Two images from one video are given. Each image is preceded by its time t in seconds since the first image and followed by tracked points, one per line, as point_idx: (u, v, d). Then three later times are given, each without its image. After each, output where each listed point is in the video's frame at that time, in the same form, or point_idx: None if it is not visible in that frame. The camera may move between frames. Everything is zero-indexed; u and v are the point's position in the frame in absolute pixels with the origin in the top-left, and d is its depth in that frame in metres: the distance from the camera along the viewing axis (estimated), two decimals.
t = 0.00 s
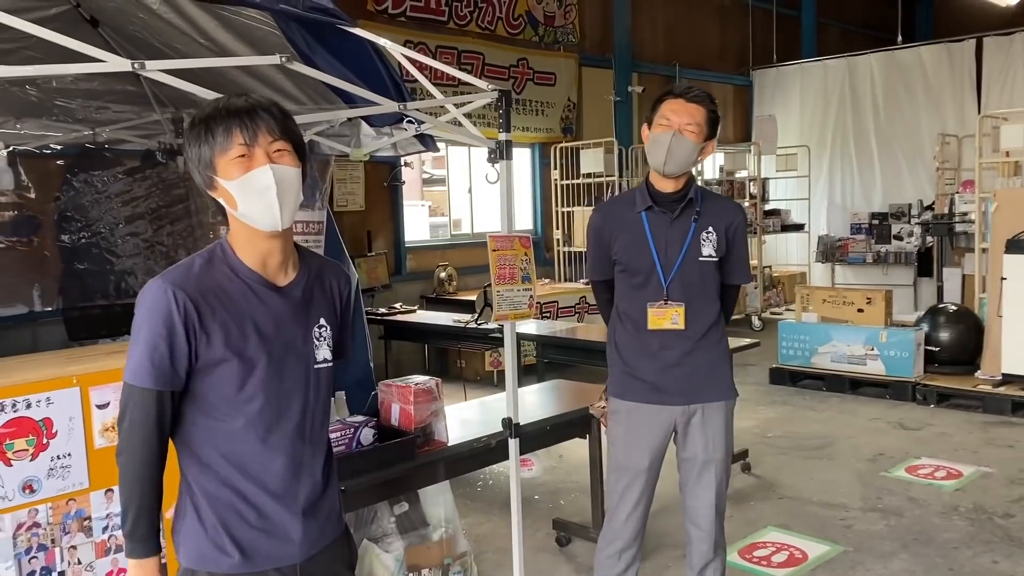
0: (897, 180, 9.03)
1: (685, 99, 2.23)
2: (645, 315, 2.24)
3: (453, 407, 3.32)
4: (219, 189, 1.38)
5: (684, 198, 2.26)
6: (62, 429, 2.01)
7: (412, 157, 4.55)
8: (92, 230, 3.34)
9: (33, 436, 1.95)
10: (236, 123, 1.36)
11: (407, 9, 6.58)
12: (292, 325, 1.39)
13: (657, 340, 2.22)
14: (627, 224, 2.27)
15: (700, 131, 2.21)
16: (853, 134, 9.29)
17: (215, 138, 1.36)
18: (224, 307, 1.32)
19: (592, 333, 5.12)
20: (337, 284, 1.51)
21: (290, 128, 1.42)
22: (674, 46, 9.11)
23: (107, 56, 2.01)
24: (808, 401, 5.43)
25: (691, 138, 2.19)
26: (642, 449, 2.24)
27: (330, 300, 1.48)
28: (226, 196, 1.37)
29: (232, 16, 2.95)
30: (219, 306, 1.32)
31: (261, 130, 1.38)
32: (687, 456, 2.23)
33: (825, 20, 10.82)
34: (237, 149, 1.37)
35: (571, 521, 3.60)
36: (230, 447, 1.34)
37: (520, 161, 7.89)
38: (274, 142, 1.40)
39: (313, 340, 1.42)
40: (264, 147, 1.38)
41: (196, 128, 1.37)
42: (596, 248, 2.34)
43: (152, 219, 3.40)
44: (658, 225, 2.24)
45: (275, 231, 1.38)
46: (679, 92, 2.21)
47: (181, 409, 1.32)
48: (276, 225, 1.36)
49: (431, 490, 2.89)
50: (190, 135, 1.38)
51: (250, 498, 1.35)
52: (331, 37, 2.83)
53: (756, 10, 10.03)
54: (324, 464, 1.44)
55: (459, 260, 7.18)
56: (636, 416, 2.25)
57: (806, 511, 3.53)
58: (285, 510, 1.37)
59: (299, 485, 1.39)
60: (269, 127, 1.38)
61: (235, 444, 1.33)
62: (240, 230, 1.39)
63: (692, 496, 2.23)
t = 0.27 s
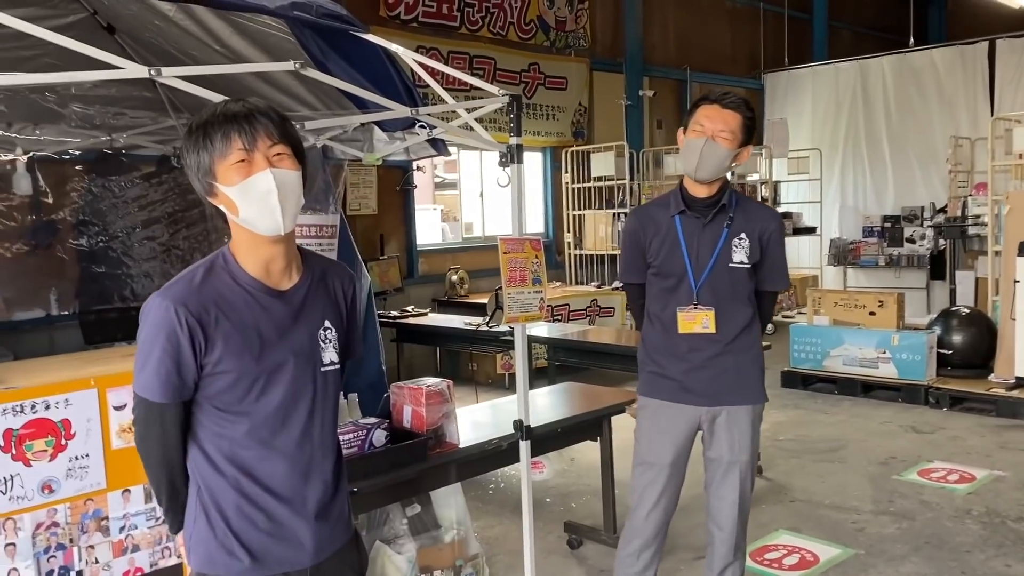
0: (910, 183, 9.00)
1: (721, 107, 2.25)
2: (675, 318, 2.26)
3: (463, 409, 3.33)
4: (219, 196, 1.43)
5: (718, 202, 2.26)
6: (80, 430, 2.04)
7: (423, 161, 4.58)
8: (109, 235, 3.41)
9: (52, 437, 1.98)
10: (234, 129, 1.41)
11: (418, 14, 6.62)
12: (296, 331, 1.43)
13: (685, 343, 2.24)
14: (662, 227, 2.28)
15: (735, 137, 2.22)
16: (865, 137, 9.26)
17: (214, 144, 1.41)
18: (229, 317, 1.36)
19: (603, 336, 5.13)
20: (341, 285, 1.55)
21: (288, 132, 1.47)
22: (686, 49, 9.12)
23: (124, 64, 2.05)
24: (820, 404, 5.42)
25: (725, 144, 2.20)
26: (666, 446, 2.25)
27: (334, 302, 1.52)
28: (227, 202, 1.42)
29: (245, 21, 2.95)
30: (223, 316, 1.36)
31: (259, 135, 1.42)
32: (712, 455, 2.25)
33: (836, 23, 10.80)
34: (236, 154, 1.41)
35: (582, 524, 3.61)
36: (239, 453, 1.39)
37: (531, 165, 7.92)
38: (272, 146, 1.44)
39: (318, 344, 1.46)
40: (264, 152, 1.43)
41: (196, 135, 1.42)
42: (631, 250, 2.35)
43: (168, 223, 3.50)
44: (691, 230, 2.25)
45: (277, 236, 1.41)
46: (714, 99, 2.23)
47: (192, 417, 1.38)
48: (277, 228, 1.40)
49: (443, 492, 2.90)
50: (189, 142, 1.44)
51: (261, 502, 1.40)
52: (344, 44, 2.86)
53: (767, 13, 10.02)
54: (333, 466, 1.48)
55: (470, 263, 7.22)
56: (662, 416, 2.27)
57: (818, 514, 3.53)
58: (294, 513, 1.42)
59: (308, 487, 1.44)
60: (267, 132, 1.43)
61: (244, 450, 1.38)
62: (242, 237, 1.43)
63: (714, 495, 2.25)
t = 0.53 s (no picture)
0: (922, 186, 8.97)
1: (758, 113, 2.23)
2: (695, 322, 2.25)
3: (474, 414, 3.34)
4: (223, 207, 1.43)
5: (746, 209, 2.25)
6: (96, 433, 2.06)
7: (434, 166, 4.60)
8: (124, 241, 3.45)
9: (68, 440, 2.00)
10: (234, 139, 1.41)
11: (430, 19, 6.63)
12: (303, 339, 1.44)
13: (702, 346, 2.24)
14: (687, 229, 2.28)
15: (769, 145, 2.20)
16: (877, 140, 9.23)
17: (214, 154, 1.41)
18: (235, 327, 1.37)
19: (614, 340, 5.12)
20: (350, 290, 1.56)
21: (288, 139, 1.46)
22: (697, 53, 9.11)
23: (141, 71, 2.07)
24: (832, 409, 5.40)
25: (757, 152, 2.18)
26: (683, 447, 2.26)
27: (341, 307, 1.53)
28: (230, 212, 1.42)
29: (258, 29, 2.92)
30: (229, 327, 1.37)
31: (259, 144, 1.42)
32: (724, 458, 2.26)
33: (848, 26, 10.77)
34: (237, 165, 1.41)
35: (593, 528, 3.61)
36: (248, 462, 1.40)
37: (541, 168, 7.93)
38: (275, 154, 1.44)
39: (326, 350, 1.47)
40: (265, 161, 1.43)
41: (197, 145, 1.43)
42: (653, 249, 2.36)
43: (183, 229, 3.53)
44: (715, 234, 2.25)
45: (281, 245, 1.41)
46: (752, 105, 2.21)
47: (201, 427, 1.39)
48: (281, 239, 1.40)
49: (454, 497, 2.92)
50: (189, 153, 1.44)
51: (270, 511, 1.41)
52: (357, 50, 2.87)
53: (778, 17, 10.01)
54: (342, 472, 1.49)
55: (480, 267, 7.25)
56: (677, 416, 2.27)
57: (830, 519, 3.52)
58: (304, 520, 1.43)
59: (317, 494, 1.44)
60: (267, 141, 1.43)
61: (252, 459, 1.39)
62: (246, 247, 1.43)
63: (726, 498, 2.25)
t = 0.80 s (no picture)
0: (933, 189, 8.93)
1: (777, 117, 2.22)
2: (698, 322, 2.25)
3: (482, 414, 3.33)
4: (225, 208, 1.44)
5: (756, 212, 2.26)
6: (107, 430, 2.08)
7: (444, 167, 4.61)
8: (135, 240, 3.48)
9: (79, 437, 2.02)
10: (239, 140, 1.41)
11: (440, 20, 6.65)
12: (304, 342, 1.44)
13: (705, 348, 2.24)
14: (694, 230, 2.27)
15: (786, 150, 2.20)
16: (888, 143, 9.19)
17: (219, 154, 1.41)
18: (237, 329, 1.37)
19: (622, 341, 5.12)
20: (352, 293, 1.56)
21: (293, 141, 1.46)
22: (707, 55, 9.11)
23: (153, 71, 2.09)
24: (841, 412, 5.39)
25: (775, 156, 2.18)
26: (691, 449, 2.25)
27: (343, 311, 1.53)
28: (234, 214, 1.42)
29: (269, 30, 2.94)
30: (230, 329, 1.37)
31: (264, 146, 1.42)
32: (726, 460, 2.26)
33: (859, 28, 10.73)
34: (242, 166, 1.41)
35: (600, 529, 3.61)
36: (247, 463, 1.40)
37: (551, 170, 7.94)
38: (279, 157, 1.44)
39: (328, 353, 1.47)
40: (270, 163, 1.43)
41: (201, 145, 1.43)
42: (658, 248, 2.35)
43: (192, 228, 3.56)
44: (724, 236, 2.24)
45: (283, 248, 1.41)
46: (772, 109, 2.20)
47: (201, 429, 1.39)
48: (283, 242, 1.40)
49: (462, 496, 2.92)
50: (192, 153, 1.44)
51: (269, 512, 1.40)
52: (366, 51, 2.89)
53: (789, 19, 9.99)
54: (342, 474, 1.48)
55: (489, 268, 7.27)
56: (681, 418, 2.27)
57: (837, 522, 3.51)
58: (303, 522, 1.42)
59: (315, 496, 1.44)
60: (272, 142, 1.42)
61: (252, 461, 1.39)
62: (250, 248, 1.43)
63: (730, 500, 2.27)
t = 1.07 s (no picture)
0: (942, 191, 8.90)
1: (756, 116, 2.23)
2: (689, 326, 2.25)
3: (489, 413, 3.34)
4: (228, 209, 1.43)
5: (738, 212, 2.27)
6: (116, 426, 2.10)
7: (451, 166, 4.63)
8: (146, 237, 3.50)
9: (89, 432, 2.05)
10: (242, 143, 1.40)
11: (449, 21, 6.66)
12: (304, 343, 1.43)
13: (697, 352, 2.23)
14: (676, 233, 2.26)
15: (765, 149, 2.22)
16: (897, 145, 9.17)
17: (222, 156, 1.41)
18: (236, 330, 1.37)
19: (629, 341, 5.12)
20: (355, 296, 1.55)
21: (296, 144, 1.46)
22: (715, 56, 9.10)
23: (163, 70, 2.10)
24: (848, 414, 5.37)
25: (757, 154, 2.19)
26: (682, 456, 2.24)
27: (345, 313, 1.52)
28: (236, 216, 1.42)
29: (279, 30, 2.96)
30: (229, 330, 1.37)
31: (267, 150, 1.42)
32: (721, 466, 2.25)
33: (869, 29, 10.70)
34: (243, 169, 1.41)
35: (606, 529, 3.61)
36: (245, 463, 1.39)
37: (559, 170, 7.95)
38: (282, 160, 1.43)
39: (327, 355, 1.46)
40: (272, 167, 1.42)
41: (203, 146, 1.42)
42: (640, 252, 2.31)
43: (202, 226, 3.60)
44: (709, 238, 2.24)
45: (283, 251, 1.41)
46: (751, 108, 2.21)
47: (200, 428, 1.39)
48: (284, 245, 1.40)
49: (468, 495, 2.92)
50: (194, 153, 1.44)
51: (265, 512, 1.40)
52: (376, 51, 2.90)
53: (798, 20, 9.97)
54: (339, 477, 1.47)
55: (497, 268, 7.28)
56: (673, 425, 2.26)
57: (844, 523, 3.50)
58: (298, 523, 1.42)
59: (311, 498, 1.43)
60: (274, 145, 1.42)
61: (249, 460, 1.39)
62: (249, 250, 1.43)
63: (727, 505, 2.25)
